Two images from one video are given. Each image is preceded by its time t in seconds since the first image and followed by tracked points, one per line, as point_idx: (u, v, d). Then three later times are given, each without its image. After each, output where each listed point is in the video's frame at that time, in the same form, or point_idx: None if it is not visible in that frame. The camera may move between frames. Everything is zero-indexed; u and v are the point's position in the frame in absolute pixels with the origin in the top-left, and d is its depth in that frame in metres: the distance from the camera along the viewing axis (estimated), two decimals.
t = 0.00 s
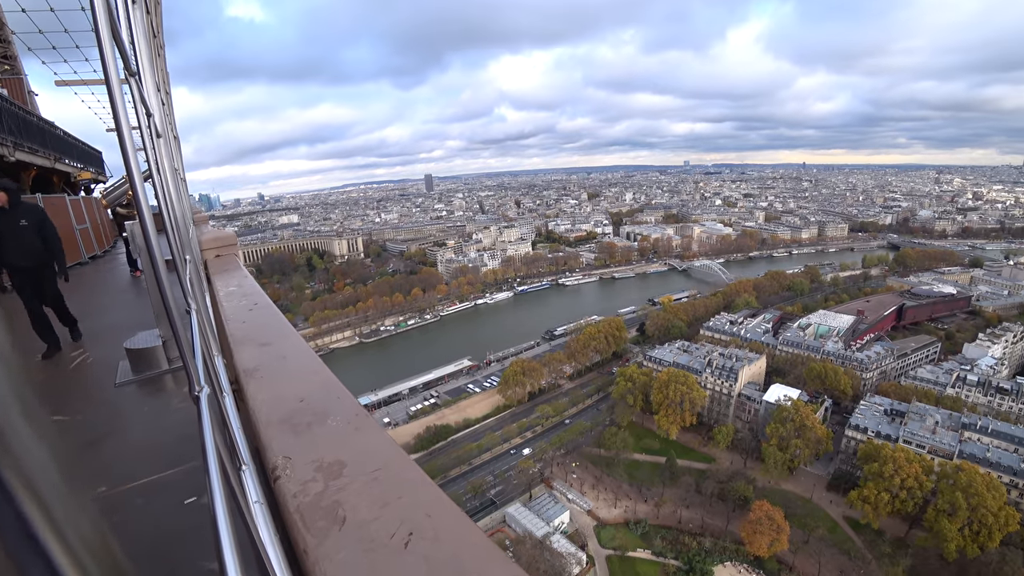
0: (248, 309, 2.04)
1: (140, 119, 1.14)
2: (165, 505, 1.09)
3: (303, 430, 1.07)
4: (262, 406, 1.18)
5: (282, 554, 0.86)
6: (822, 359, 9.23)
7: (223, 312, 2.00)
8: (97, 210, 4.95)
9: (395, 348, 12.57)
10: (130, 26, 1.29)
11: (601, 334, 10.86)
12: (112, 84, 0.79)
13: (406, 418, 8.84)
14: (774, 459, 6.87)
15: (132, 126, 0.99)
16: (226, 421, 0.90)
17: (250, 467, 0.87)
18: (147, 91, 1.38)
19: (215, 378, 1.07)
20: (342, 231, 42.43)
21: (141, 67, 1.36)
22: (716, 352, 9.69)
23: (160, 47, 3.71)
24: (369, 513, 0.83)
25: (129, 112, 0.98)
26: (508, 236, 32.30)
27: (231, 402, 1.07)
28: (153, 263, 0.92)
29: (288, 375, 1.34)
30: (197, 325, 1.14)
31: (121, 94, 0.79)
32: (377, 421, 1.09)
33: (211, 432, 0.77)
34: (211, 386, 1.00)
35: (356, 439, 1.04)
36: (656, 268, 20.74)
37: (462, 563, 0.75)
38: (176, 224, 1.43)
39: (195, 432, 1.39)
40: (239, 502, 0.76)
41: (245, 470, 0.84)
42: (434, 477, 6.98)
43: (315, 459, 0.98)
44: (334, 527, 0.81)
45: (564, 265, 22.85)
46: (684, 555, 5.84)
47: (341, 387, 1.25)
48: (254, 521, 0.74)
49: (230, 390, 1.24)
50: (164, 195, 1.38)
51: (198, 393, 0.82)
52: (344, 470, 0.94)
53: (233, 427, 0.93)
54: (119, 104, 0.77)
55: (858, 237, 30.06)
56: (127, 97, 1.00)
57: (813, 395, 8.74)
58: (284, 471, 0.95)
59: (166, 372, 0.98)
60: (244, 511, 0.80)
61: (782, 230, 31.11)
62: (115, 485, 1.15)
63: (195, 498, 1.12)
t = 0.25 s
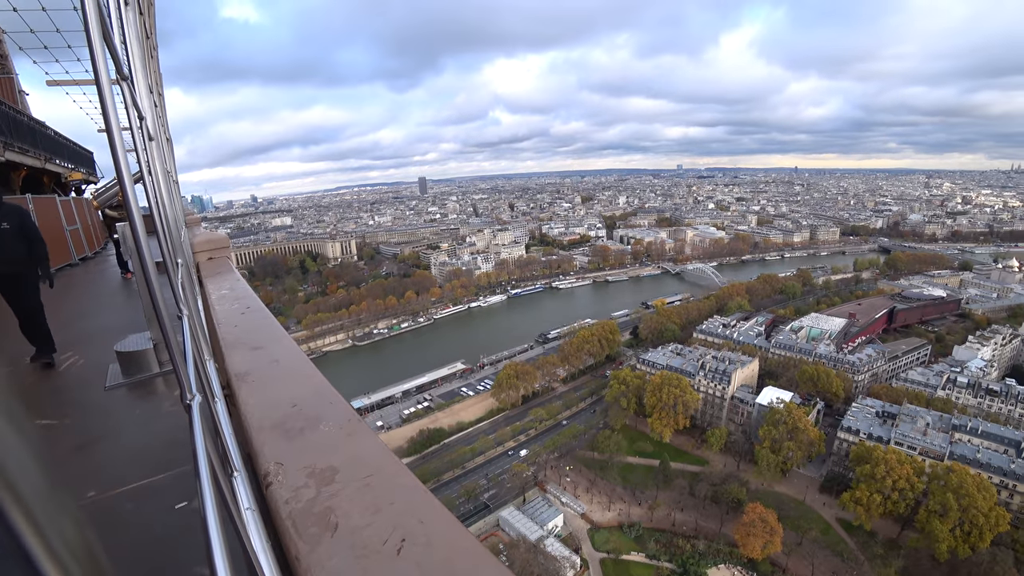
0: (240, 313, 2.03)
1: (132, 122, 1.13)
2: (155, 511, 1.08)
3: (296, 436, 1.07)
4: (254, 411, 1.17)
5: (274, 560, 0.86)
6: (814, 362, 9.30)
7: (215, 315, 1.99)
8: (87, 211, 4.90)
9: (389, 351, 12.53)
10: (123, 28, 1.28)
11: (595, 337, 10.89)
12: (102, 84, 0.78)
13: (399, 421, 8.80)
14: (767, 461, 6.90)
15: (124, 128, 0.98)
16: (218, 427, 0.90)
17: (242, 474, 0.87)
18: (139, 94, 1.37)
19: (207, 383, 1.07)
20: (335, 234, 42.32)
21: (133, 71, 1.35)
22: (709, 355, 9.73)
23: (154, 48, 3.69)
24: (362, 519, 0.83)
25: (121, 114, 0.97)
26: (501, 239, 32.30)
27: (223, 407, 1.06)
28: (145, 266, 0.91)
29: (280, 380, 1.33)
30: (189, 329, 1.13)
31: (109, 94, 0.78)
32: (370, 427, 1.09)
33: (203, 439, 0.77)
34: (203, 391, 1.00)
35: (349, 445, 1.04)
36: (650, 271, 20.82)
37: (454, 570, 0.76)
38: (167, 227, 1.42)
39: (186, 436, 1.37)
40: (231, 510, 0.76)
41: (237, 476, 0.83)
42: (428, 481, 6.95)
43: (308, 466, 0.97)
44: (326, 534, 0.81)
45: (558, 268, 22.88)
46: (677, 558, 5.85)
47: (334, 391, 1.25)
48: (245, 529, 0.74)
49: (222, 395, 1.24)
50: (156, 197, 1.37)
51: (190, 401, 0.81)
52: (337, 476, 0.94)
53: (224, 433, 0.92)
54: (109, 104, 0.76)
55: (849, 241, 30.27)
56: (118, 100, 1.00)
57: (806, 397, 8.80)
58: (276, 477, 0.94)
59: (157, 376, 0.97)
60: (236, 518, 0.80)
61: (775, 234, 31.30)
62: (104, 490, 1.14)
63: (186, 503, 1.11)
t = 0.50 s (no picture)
0: (229, 320, 2.01)
1: (120, 127, 1.12)
2: (142, 521, 1.06)
3: (285, 444, 1.06)
4: (242, 419, 1.16)
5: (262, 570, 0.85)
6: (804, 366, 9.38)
7: (204, 322, 1.97)
8: (75, 216, 4.84)
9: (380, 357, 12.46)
10: (112, 34, 1.27)
11: (586, 342, 10.90)
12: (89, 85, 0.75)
13: (391, 428, 8.74)
14: (758, 465, 6.94)
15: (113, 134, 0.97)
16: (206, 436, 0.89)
17: (230, 484, 0.86)
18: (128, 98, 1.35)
19: (194, 392, 1.05)
20: (326, 239, 42.11)
21: (122, 77, 1.34)
22: (700, 360, 9.77)
23: (144, 54, 3.67)
24: (350, 528, 0.83)
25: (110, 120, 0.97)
26: (493, 244, 32.29)
27: (211, 416, 1.05)
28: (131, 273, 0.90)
29: (270, 390, 1.31)
30: (176, 337, 1.11)
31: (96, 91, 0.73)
32: (359, 435, 1.08)
33: (190, 449, 0.76)
34: (190, 399, 0.98)
35: (337, 453, 1.04)
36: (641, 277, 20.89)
37: None
38: (155, 231, 1.39)
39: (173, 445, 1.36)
40: (218, 521, 0.75)
41: (224, 486, 0.83)
42: (419, 488, 6.90)
43: (296, 475, 0.97)
44: (314, 544, 0.81)
45: (550, 274, 22.89)
46: (670, 563, 5.86)
47: (323, 400, 1.25)
48: (233, 539, 0.73)
49: (210, 403, 1.22)
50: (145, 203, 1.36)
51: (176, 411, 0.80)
52: (326, 484, 0.94)
53: (212, 442, 0.92)
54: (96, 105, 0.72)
55: (838, 246, 30.58)
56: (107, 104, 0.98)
57: (796, 402, 8.85)
58: (264, 486, 0.94)
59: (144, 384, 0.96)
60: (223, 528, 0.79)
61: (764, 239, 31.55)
62: (91, 499, 1.12)
63: (174, 512, 1.09)
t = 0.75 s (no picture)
0: (219, 325, 1.99)
1: (107, 129, 1.11)
2: (131, 528, 1.04)
3: (275, 450, 1.05)
4: (231, 425, 1.15)
5: None
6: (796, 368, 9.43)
7: (194, 327, 1.95)
8: (63, 219, 4.78)
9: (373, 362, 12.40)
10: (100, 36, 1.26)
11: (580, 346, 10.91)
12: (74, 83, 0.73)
13: (384, 433, 8.68)
14: (752, 468, 6.95)
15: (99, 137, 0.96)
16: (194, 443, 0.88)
17: (218, 491, 0.85)
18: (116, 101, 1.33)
19: (183, 397, 1.04)
20: (318, 244, 41.90)
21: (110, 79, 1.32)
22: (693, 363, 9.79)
23: (134, 57, 3.64)
24: (340, 536, 0.82)
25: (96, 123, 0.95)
26: (486, 248, 32.27)
27: (199, 423, 1.03)
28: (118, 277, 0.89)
29: (260, 396, 1.30)
30: (164, 342, 1.10)
31: (80, 91, 0.71)
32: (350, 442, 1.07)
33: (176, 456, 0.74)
34: (178, 405, 0.97)
35: (328, 459, 1.02)
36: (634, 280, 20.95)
37: None
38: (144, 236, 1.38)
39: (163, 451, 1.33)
40: (206, 529, 0.74)
41: (213, 493, 0.81)
42: (412, 493, 6.84)
43: (286, 481, 0.95)
44: (304, 551, 0.79)
45: (543, 277, 22.88)
46: (664, 566, 5.87)
47: (314, 406, 1.24)
48: (220, 547, 0.72)
49: (199, 409, 1.20)
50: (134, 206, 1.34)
51: (160, 418, 0.78)
52: (316, 491, 0.92)
53: (201, 449, 0.90)
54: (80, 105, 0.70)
55: (828, 250, 30.80)
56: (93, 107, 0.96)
57: (788, 404, 8.89)
58: (253, 493, 0.92)
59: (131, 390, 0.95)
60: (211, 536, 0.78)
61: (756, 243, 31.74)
62: (78, 507, 1.10)
63: (162, 520, 1.07)
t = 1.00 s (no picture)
0: (208, 330, 1.98)
1: (94, 134, 1.10)
2: (117, 535, 1.03)
3: (262, 457, 1.04)
4: (218, 431, 1.14)
5: None
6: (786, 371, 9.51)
7: (181, 332, 1.93)
8: (50, 222, 4.72)
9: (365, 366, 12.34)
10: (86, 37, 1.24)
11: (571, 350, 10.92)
12: (55, 85, 0.72)
13: (375, 438, 8.62)
14: (744, 470, 6.98)
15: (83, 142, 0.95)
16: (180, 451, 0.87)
17: (204, 498, 0.84)
18: (102, 104, 1.33)
19: (170, 404, 1.03)
20: (309, 247, 41.70)
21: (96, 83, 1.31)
22: (685, 366, 9.84)
23: (122, 59, 3.60)
24: (328, 543, 0.82)
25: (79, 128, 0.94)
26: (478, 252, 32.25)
27: (186, 429, 1.03)
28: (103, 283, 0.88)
29: (248, 401, 1.29)
30: (150, 348, 1.09)
31: (58, 93, 0.70)
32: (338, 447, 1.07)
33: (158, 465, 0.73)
34: (165, 411, 0.96)
35: (317, 465, 1.02)
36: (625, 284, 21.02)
37: None
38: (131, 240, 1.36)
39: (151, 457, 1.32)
40: (190, 537, 0.73)
41: (199, 502, 0.81)
42: (405, 498, 6.80)
43: (274, 488, 0.95)
44: (291, 557, 0.79)
45: (535, 281, 22.90)
46: (657, 569, 5.88)
47: (303, 412, 1.23)
48: (203, 557, 0.71)
49: (187, 415, 1.19)
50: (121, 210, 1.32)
51: (143, 425, 0.78)
52: (303, 497, 0.92)
53: (186, 456, 0.89)
54: (60, 108, 0.70)
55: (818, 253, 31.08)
56: (76, 110, 0.96)
57: (779, 407, 8.96)
58: (241, 499, 0.92)
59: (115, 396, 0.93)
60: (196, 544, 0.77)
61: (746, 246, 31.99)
62: (63, 516, 1.08)
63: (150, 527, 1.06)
